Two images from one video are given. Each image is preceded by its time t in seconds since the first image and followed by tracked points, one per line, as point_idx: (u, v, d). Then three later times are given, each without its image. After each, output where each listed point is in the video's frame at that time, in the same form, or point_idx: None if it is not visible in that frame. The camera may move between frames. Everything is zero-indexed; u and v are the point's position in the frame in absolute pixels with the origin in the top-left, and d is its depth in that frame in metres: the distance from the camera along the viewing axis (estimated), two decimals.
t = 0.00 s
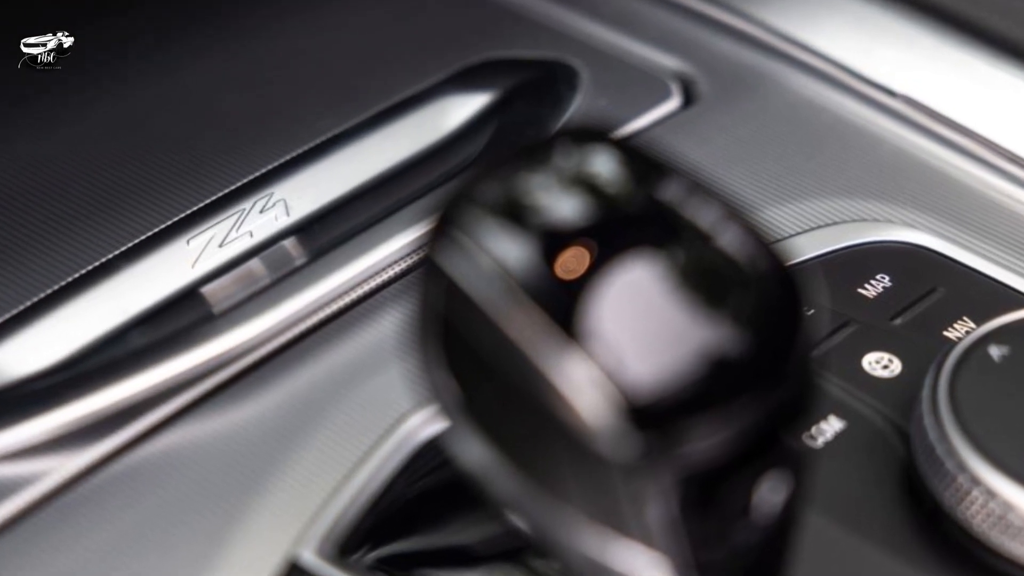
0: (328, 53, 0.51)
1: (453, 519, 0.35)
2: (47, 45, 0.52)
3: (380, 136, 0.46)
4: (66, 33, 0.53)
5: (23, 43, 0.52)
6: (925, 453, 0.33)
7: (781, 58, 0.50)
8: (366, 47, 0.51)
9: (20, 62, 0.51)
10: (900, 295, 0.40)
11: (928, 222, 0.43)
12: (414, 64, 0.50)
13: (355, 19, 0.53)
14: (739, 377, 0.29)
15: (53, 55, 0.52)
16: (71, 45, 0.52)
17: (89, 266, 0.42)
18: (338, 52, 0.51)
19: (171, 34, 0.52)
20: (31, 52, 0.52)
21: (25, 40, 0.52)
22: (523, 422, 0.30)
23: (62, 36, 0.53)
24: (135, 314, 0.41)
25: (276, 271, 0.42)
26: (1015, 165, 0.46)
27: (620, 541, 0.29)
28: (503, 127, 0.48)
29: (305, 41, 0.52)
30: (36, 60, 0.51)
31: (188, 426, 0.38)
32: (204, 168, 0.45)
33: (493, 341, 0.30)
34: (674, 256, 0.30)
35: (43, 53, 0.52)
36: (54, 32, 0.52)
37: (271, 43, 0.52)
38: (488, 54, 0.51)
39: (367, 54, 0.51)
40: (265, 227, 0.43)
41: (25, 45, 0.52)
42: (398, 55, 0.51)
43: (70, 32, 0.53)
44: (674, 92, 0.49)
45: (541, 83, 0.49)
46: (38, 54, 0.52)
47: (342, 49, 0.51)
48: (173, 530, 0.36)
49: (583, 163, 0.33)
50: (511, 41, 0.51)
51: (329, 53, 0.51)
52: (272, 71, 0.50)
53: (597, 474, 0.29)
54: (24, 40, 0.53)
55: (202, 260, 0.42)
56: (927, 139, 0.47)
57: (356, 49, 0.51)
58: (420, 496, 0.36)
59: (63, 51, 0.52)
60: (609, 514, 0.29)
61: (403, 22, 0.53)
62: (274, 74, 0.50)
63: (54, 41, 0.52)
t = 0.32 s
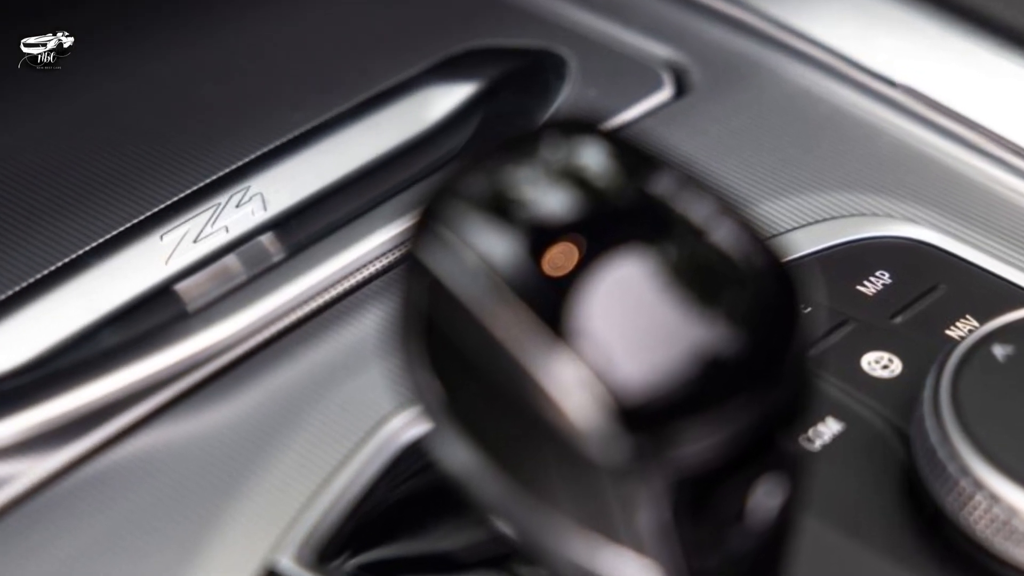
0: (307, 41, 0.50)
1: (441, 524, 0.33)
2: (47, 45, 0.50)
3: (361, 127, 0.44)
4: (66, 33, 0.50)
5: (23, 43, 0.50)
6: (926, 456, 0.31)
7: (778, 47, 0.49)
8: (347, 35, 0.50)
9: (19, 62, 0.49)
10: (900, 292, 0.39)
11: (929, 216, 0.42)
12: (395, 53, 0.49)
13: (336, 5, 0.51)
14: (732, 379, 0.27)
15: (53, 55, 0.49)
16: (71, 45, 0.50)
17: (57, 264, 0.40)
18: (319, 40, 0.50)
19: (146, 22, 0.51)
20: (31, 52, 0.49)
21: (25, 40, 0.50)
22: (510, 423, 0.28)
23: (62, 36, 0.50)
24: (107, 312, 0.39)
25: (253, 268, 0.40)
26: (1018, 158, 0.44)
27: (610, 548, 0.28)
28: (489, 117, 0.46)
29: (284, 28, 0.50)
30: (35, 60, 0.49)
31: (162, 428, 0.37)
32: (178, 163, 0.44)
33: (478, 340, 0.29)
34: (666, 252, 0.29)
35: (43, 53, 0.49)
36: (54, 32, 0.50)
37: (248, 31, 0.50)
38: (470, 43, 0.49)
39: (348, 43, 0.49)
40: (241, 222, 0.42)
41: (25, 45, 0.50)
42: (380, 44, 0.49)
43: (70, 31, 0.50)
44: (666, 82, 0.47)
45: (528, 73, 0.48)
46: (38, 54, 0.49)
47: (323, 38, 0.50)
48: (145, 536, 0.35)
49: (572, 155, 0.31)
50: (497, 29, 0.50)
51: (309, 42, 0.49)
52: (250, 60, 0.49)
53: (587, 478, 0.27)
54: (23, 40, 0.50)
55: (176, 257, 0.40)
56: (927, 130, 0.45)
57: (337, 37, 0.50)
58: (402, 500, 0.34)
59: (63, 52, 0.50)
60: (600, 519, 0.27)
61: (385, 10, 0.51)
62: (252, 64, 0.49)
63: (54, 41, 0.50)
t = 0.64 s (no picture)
0: (287, 27, 0.48)
1: (420, 531, 0.31)
2: (47, 45, 0.47)
3: (341, 118, 0.43)
4: (67, 32, 0.48)
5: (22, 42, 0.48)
6: (926, 459, 0.30)
7: (773, 35, 0.48)
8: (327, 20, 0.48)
9: (19, 62, 0.47)
10: (900, 289, 0.38)
11: (929, 210, 0.40)
12: (377, 39, 0.47)
13: None
14: (725, 379, 0.26)
15: (54, 55, 0.47)
16: (72, 45, 0.48)
17: (25, 260, 0.39)
18: (298, 25, 0.48)
19: (118, 7, 0.49)
20: (30, 52, 0.47)
21: (24, 40, 0.48)
22: (495, 424, 0.27)
23: (62, 36, 0.48)
24: (76, 309, 0.38)
25: (228, 264, 0.39)
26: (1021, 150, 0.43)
27: (600, 555, 0.26)
28: (472, 108, 0.45)
29: (262, 13, 0.49)
30: (35, 60, 0.47)
31: (135, 430, 0.36)
32: (152, 154, 0.43)
33: (460, 338, 0.27)
34: (657, 247, 0.28)
35: (43, 53, 0.47)
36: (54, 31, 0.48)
37: (225, 17, 0.49)
38: (457, 30, 0.48)
39: (329, 29, 0.48)
40: (216, 216, 0.40)
41: (24, 45, 0.47)
42: (361, 30, 0.47)
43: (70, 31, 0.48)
44: (656, 72, 0.46)
45: (513, 63, 0.46)
46: (38, 53, 0.47)
47: (302, 23, 0.48)
48: (116, 542, 0.33)
49: (559, 147, 0.30)
50: (480, 16, 0.48)
51: (287, 27, 0.48)
52: (227, 46, 0.47)
53: (574, 482, 0.26)
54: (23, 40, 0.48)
55: (148, 252, 0.39)
56: (928, 121, 0.44)
57: (316, 22, 0.48)
58: (382, 505, 0.33)
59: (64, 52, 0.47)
60: (589, 525, 0.26)
61: None
62: (229, 50, 0.47)
63: (54, 41, 0.48)
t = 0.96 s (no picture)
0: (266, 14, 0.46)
1: (403, 539, 0.31)
2: (47, 45, 0.46)
3: (321, 108, 0.42)
4: (67, 32, 0.46)
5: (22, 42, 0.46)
6: (927, 463, 0.29)
7: (771, 24, 0.46)
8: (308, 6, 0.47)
9: (18, 62, 0.45)
10: (900, 286, 0.36)
11: (930, 204, 0.39)
12: (360, 26, 0.46)
13: None
14: (717, 378, 0.25)
15: (54, 55, 0.45)
16: (72, 45, 0.46)
17: None
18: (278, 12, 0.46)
19: None
20: (30, 52, 0.45)
21: (24, 39, 0.46)
22: (477, 425, 0.25)
23: (62, 35, 0.46)
24: (43, 307, 0.36)
25: (202, 259, 0.38)
26: None
27: (588, 565, 0.25)
28: (456, 97, 0.44)
29: None
30: (35, 60, 0.45)
31: (107, 432, 0.34)
32: (124, 147, 0.41)
33: (443, 337, 0.26)
34: (647, 243, 0.26)
35: (42, 53, 0.45)
36: (54, 31, 0.46)
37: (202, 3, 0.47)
38: (439, 16, 0.46)
39: (310, 15, 0.46)
40: (188, 210, 0.39)
41: (24, 45, 0.46)
42: (343, 17, 0.46)
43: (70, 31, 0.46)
44: (647, 60, 0.45)
45: (499, 50, 0.45)
46: (37, 53, 0.45)
47: (282, 9, 0.47)
48: (85, 549, 0.32)
49: (546, 139, 0.29)
50: (465, 2, 0.47)
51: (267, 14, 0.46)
52: (204, 33, 0.46)
53: (561, 486, 0.24)
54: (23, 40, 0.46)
55: (118, 249, 0.38)
56: (929, 113, 0.43)
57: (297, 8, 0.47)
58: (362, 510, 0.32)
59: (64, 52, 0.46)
60: (576, 532, 0.25)
61: None
62: (206, 37, 0.46)
63: (54, 41, 0.46)
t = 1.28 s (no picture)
0: None
1: (384, 546, 0.30)
2: (47, 45, 0.43)
3: (296, 98, 0.40)
4: (67, 32, 0.43)
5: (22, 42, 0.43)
6: (927, 466, 0.27)
7: (767, 12, 0.45)
8: None
9: (18, 62, 0.43)
10: (898, 284, 0.35)
11: (931, 197, 0.38)
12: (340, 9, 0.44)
13: None
14: (709, 378, 0.24)
15: (54, 55, 0.43)
16: (73, 46, 0.43)
17: None
18: None
19: None
20: (30, 52, 0.43)
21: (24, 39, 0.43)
22: (461, 428, 0.24)
23: (62, 35, 0.43)
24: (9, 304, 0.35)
25: (174, 254, 0.37)
26: None
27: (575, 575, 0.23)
28: (437, 86, 0.43)
29: None
30: (35, 60, 0.43)
31: (75, 435, 0.33)
32: (93, 136, 0.39)
33: (425, 335, 0.25)
34: (636, 238, 0.25)
35: (43, 53, 0.43)
36: (55, 30, 0.43)
37: None
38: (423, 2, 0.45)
39: None
40: (160, 204, 0.38)
41: (24, 45, 0.43)
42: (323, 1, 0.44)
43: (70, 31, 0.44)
44: (636, 48, 0.44)
45: (484, 36, 0.44)
46: (37, 53, 0.43)
47: None
48: (50, 557, 0.31)
49: (531, 130, 0.27)
50: None
51: None
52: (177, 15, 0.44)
53: (546, 491, 0.23)
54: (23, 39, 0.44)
55: (86, 244, 0.37)
56: (930, 103, 0.41)
57: None
58: (342, 516, 0.31)
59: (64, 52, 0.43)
60: (562, 539, 0.23)
61: None
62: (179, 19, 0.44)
63: (54, 41, 0.43)
